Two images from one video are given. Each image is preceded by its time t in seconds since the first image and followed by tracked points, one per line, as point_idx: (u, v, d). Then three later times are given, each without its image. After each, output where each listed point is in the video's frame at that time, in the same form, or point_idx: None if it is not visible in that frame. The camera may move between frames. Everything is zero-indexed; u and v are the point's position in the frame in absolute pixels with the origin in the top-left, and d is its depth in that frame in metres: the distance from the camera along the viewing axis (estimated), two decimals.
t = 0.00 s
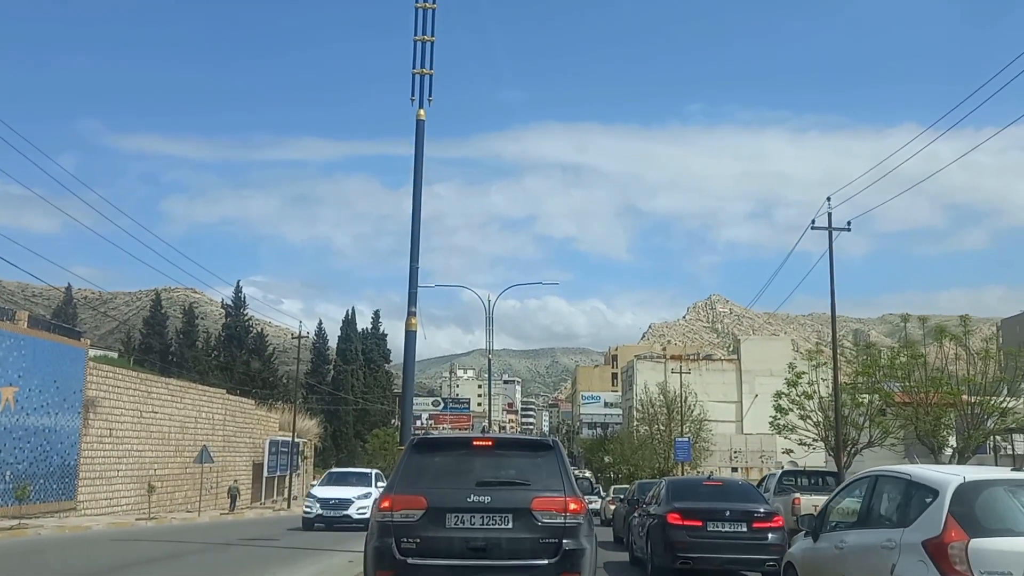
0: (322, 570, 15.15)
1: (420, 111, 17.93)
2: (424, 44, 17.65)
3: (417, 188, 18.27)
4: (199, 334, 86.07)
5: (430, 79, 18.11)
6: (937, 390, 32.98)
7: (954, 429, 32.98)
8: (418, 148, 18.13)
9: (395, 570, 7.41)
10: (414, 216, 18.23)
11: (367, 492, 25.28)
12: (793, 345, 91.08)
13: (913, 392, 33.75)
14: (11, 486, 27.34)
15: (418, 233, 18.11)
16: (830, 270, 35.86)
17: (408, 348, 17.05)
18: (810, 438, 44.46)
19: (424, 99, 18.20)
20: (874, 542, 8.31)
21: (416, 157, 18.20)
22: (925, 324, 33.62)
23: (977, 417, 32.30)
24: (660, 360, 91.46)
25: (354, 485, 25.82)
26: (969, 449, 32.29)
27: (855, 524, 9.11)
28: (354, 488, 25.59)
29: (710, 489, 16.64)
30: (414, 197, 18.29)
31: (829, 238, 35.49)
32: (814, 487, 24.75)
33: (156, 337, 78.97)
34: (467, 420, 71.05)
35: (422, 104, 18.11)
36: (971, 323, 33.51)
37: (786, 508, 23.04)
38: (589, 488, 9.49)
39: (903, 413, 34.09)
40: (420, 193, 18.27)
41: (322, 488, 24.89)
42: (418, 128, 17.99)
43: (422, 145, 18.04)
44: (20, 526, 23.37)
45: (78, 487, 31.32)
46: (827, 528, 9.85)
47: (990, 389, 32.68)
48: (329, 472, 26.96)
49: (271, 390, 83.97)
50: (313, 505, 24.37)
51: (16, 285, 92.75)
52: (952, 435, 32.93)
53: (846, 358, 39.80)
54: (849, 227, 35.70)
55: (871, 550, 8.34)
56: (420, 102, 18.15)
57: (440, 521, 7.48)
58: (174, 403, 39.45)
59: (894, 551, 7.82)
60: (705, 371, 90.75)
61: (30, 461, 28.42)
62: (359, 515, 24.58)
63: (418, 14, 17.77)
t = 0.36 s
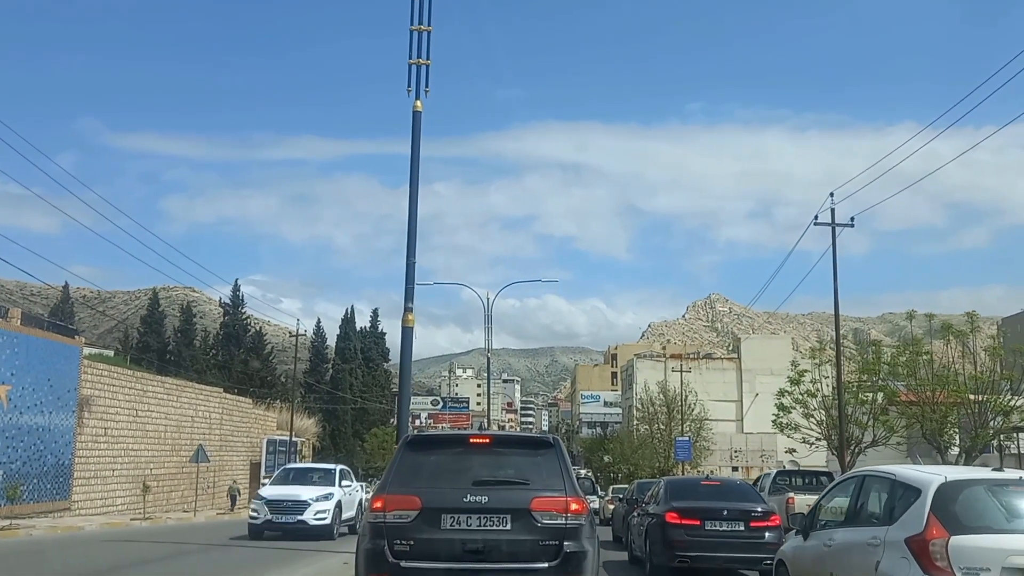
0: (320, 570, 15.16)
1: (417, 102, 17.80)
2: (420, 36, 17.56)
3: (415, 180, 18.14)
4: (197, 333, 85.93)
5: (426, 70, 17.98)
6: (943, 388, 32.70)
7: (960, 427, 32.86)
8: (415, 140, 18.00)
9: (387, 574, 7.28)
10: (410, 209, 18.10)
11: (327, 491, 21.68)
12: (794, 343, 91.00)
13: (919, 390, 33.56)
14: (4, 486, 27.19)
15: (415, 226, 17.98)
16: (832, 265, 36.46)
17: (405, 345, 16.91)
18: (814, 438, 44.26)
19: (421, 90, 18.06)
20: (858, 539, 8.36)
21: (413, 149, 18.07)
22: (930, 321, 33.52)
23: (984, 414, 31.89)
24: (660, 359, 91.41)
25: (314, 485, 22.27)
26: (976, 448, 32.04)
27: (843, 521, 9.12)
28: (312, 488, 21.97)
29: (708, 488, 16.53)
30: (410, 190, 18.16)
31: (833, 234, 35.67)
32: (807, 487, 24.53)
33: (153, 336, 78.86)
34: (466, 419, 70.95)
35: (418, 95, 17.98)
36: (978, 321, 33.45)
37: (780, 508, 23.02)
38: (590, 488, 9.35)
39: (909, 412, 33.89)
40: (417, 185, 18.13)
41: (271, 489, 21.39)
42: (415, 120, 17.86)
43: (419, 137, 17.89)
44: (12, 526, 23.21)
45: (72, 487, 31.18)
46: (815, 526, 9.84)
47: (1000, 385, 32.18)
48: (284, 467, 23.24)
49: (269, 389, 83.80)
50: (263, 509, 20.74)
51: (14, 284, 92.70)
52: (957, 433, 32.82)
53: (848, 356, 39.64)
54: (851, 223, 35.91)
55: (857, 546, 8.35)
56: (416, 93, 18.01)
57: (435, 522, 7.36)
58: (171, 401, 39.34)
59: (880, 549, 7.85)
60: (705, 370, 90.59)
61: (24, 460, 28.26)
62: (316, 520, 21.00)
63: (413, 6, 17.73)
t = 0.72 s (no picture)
0: (319, 570, 15.16)
1: (416, 97, 17.73)
2: (420, 31, 17.46)
3: (414, 176, 18.06)
4: (197, 332, 85.91)
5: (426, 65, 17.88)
6: (947, 386, 32.51)
7: (965, 424, 32.70)
8: (414, 136, 17.91)
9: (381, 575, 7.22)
10: (409, 205, 18.02)
11: (277, 494, 18.06)
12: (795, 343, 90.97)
13: (924, 388, 33.23)
14: None
15: (413, 222, 17.92)
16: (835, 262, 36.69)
17: (404, 341, 16.84)
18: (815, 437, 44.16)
19: (420, 85, 17.97)
20: (853, 537, 8.27)
21: (413, 145, 18.00)
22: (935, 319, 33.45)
23: (987, 412, 31.66)
24: (660, 358, 91.36)
25: (263, 485, 18.59)
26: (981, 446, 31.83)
27: (837, 520, 9.07)
28: (259, 488, 18.36)
29: (705, 487, 16.48)
30: (410, 186, 18.08)
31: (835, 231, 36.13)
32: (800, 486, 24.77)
33: (153, 335, 78.86)
34: (466, 418, 70.87)
35: (418, 90, 17.89)
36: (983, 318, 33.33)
37: (773, 506, 23.16)
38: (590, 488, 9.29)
39: (914, 410, 33.59)
40: (416, 179, 18.06)
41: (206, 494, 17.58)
42: (415, 114, 17.76)
43: (418, 132, 17.83)
44: (7, 526, 23.06)
45: (69, 487, 31.11)
46: (810, 524, 9.78)
47: (1003, 383, 32.05)
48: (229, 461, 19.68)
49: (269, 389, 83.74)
50: (195, 514, 17.27)
51: (14, 284, 92.74)
52: (963, 430, 32.67)
53: (851, 353, 39.46)
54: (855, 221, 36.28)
55: (850, 544, 8.29)
56: (416, 88, 17.93)
57: (431, 523, 7.30)
58: (169, 400, 39.27)
59: (872, 547, 7.79)
60: (706, 369, 90.48)
61: (20, 460, 28.19)
62: (261, 529, 17.43)
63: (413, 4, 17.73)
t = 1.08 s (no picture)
0: (315, 570, 15.16)
1: (413, 92, 17.67)
2: (418, 25, 17.40)
3: (412, 173, 18.00)
4: (196, 332, 85.86)
5: (425, 60, 17.80)
6: (949, 385, 32.39)
7: (967, 422, 32.61)
8: (412, 131, 17.86)
9: None
10: (406, 200, 17.95)
11: (186, 499, 13.18)
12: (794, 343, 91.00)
13: (926, 388, 33.09)
14: None
15: (411, 218, 17.86)
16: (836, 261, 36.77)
17: (401, 339, 16.77)
18: (816, 435, 44.11)
19: (418, 80, 17.91)
20: (854, 538, 8.22)
21: (410, 141, 17.94)
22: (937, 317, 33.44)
23: (990, 411, 31.61)
24: (660, 357, 91.35)
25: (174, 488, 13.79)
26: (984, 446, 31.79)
27: (837, 521, 9.02)
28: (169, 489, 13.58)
29: (703, 487, 16.41)
30: (407, 182, 18.02)
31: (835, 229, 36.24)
32: (792, 486, 24.85)
33: (151, 335, 78.80)
34: (464, 418, 70.81)
35: (415, 85, 17.84)
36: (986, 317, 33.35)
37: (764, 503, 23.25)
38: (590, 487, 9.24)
39: (917, 410, 33.38)
40: (414, 174, 18.00)
41: (87, 503, 12.71)
42: (411, 109, 17.70)
43: (416, 127, 17.78)
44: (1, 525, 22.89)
45: (66, 486, 31.04)
46: (810, 525, 9.73)
47: (1005, 383, 32.00)
48: (137, 454, 14.80)
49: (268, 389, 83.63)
50: (71, 527, 12.32)
51: (12, 284, 92.67)
52: (965, 428, 32.61)
53: (852, 352, 39.37)
54: (856, 219, 36.49)
55: (850, 545, 8.24)
56: (413, 83, 17.88)
57: (427, 524, 7.25)
58: (166, 399, 39.19)
59: (872, 548, 7.74)
60: (705, 368, 90.47)
61: (16, 459, 28.09)
62: (161, 548, 12.51)
63: None
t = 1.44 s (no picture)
0: (313, 570, 15.10)
1: (412, 88, 17.62)
2: (416, 21, 17.34)
3: (410, 169, 17.95)
4: (194, 330, 85.79)
5: (423, 56, 17.76)
6: (952, 384, 32.33)
7: (970, 421, 32.53)
8: (410, 128, 17.80)
9: None
10: (405, 197, 17.90)
11: None
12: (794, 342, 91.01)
13: (929, 387, 33.03)
14: None
15: (409, 215, 17.79)
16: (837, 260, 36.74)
17: (400, 337, 16.71)
18: (817, 434, 44.05)
19: (416, 76, 17.86)
20: (854, 538, 8.16)
21: (408, 137, 17.89)
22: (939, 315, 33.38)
23: (993, 410, 31.55)
24: (659, 356, 91.34)
25: None
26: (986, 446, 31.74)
27: (836, 521, 8.98)
28: None
29: (700, 486, 16.36)
30: (404, 178, 17.96)
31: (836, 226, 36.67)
32: (783, 485, 24.88)
33: (150, 334, 78.73)
34: (464, 417, 70.79)
35: (413, 81, 17.79)
36: (988, 316, 33.29)
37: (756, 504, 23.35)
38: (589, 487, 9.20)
39: (917, 410, 33.37)
40: (412, 170, 17.94)
41: None
42: (411, 105, 17.65)
43: (414, 123, 17.72)
44: None
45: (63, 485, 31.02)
46: (809, 524, 9.67)
47: (1006, 382, 31.95)
48: None
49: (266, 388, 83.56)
50: None
51: (11, 284, 92.62)
52: (968, 427, 32.53)
53: (853, 351, 39.32)
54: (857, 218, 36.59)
55: (850, 545, 8.19)
56: (410, 78, 17.82)
57: (423, 524, 7.19)
58: (164, 398, 39.10)
59: (872, 549, 7.69)
60: (705, 367, 90.45)
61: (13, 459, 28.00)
62: None
63: None
